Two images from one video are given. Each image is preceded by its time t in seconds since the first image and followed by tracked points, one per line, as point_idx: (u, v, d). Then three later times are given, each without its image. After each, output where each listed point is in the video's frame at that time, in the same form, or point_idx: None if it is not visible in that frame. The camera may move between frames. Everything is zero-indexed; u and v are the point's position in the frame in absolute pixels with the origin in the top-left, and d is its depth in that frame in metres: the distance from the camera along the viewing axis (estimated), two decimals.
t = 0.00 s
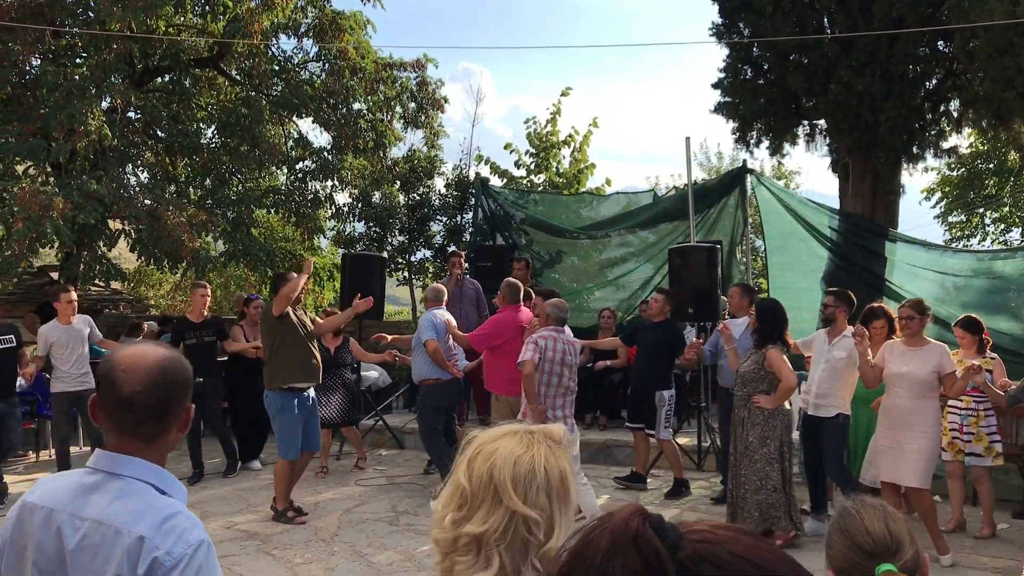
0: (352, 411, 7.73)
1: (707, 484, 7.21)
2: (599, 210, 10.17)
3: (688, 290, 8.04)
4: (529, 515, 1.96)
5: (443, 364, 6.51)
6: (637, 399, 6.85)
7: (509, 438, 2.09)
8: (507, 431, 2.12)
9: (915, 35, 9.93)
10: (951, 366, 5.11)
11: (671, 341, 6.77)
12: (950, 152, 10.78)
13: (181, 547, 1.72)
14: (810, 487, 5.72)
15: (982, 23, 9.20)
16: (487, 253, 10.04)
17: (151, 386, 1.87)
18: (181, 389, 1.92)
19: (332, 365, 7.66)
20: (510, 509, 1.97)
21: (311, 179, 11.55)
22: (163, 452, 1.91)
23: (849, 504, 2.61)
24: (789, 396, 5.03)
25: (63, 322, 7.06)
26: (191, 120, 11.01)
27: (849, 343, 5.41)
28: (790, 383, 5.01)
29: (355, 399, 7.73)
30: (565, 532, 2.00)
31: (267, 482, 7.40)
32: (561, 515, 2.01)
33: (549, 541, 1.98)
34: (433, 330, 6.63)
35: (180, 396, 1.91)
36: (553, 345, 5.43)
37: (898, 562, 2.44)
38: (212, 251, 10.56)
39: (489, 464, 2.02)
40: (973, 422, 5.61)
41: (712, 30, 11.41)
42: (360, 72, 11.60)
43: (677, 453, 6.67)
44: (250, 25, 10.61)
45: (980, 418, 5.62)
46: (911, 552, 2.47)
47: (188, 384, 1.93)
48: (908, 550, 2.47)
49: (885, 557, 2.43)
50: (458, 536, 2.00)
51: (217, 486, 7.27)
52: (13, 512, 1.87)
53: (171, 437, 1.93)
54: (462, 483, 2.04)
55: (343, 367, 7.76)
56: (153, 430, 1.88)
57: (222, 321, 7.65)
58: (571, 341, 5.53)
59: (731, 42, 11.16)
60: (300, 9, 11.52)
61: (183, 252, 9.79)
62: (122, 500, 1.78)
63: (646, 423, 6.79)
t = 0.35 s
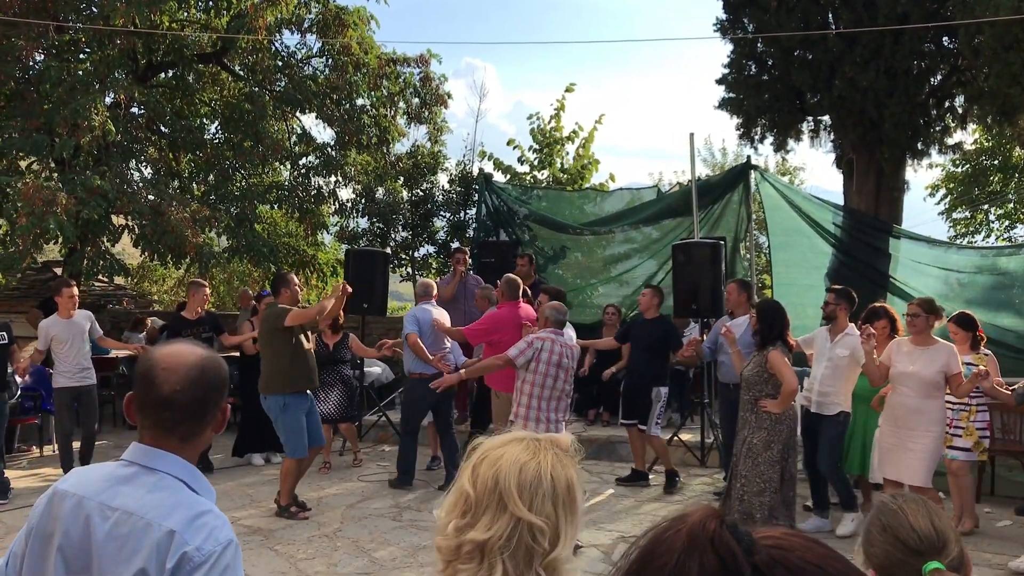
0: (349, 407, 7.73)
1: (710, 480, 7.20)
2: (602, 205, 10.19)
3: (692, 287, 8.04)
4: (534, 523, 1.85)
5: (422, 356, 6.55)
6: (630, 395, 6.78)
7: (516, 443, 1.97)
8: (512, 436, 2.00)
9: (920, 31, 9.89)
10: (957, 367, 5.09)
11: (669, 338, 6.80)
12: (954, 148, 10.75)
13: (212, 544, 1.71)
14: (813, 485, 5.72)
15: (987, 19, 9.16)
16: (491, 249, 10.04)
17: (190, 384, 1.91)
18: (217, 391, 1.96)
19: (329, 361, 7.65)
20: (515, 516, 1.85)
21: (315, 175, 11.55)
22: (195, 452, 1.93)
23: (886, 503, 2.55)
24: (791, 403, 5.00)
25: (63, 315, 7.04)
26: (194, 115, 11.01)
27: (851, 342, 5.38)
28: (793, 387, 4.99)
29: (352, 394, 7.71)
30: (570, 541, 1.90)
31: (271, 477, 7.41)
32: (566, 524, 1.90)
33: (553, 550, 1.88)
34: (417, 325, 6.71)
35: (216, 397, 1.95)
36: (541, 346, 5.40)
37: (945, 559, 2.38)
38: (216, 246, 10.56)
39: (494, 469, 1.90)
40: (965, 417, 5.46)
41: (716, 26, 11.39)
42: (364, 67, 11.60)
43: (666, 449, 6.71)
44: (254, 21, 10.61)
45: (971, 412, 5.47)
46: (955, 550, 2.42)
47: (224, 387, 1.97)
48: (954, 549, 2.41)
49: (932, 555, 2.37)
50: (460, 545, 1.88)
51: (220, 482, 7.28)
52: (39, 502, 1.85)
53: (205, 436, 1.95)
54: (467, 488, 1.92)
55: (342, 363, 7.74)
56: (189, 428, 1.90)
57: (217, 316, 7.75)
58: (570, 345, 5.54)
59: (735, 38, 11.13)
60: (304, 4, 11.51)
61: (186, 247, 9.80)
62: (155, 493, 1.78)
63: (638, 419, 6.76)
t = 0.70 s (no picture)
0: (359, 408, 7.73)
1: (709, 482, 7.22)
2: (602, 207, 10.20)
3: (692, 288, 8.06)
4: (517, 530, 1.76)
5: (385, 356, 6.77)
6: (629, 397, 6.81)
7: (499, 447, 1.88)
8: (495, 440, 1.91)
9: (919, 34, 9.90)
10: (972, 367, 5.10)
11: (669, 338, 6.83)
12: (954, 150, 10.77)
13: (180, 550, 1.67)
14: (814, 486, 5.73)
15: (986, 22, 9.17)
16: (491, 251, 10.06)
17: (153, 389, 1.84)
18: (181, 393, 1.88)
19: (341, 362, 7.70)
20: (498, 522, 1.76)
21: (315, 177, 11.57)
22: (165, 456, 1.87)
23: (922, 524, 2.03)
24: (791, 402, 5.00)
25: (69, 314, 7.05)
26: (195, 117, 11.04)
27: (857, 342, 5.47)
28: (792, 386, 5.00)
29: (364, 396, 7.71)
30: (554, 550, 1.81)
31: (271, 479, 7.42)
32: (550, 532, 1.81)
33: (536, 559, 1.79)
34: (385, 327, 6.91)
35: (181, 399, 1.88)
36: (539, 343, 5.43)
37: None
38: (216, 248, 10.57)
39: (476, 472, 1.81)
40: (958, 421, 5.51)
41: (716, 28, 11.40)
42: (364, 70, 11.63)
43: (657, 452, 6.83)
44: (255, 23, 10.64)
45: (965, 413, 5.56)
46: None
47: (188, 388, 1.90)
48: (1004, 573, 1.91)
49: None
50: (439, 551, 1.79)
51: (221, 483, 7.30)
52: (11, 516, 1.83)
53: (173, 440, 1.89)
54: (447, 492, 1.82)
55: (351, 364, 7.76)
56: (154, 434, 1.84)
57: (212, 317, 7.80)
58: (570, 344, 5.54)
59: (734, 40, 11.16)
60: (304, 6, 11.52)
61: (187, 249, 9.81)
62: (122, 503, 1.73)
63: (636, 421, 6.76)
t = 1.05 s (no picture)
0: (364, 416, 7.71)
1: (707, 487, 7.22)
2: (600, 213, 10.20)
3: (691, 294, 8.06)
4: (491, 544, 1.68)
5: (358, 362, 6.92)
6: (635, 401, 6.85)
7: (481, 460, 1.81)
8: (479, 453, 1.83)
9: (915, 39, 9.93)
10: (981, 373, 5.14)
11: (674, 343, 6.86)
12: (950, 156, 10.79)
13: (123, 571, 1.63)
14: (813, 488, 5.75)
15: (982, 28, 9.19)
16: (488, 257, 10.07)
17: (96, 407, 1.78)
18: (126, 410, 1.83)
19: (344, 369, 7.74)
20: (472, 537, 1.69)
21: (313, 184, 11.57)
22: (108, 476, 1.81)
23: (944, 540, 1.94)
24: (790, 401, 5.06)
25: (76, 321, 7.06)
26: (193, 124, 11.06)
27: (862, 349, 5.51)
28: (789, 384, 5.06)
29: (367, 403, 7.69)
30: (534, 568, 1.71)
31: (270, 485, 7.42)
32: (529, 548, 1.72)
33: None
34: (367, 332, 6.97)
35: (126, 417, 1.83)
36: (553, 346, 5.42)
37: None
38: (214, 254, 10.57)
39: (451, 484, 1.74)
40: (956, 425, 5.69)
41: (713, 34, 11.43)
42: (362, 76, 11.64)
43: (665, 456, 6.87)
44: (252, 30, 10.65)
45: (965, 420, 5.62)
46: None
47: (134, 405, 1.85)
48: None
49: None
50: (414, 566, 1.72)
51: (219, 490, 7.30)
52: None
53: (119, 459, 1.84)
54: (424, 507, 1.76)
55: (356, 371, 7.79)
56: (99, 453, 1.78)
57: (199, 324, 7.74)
58: (583, 345, 5.50)
59: (731, 46, 11.18)
60: (301, 13, 11.54)
61: (184, 256, 9.82)
62: (61, 523, 1.68)
63: (645, 426, 6.78)
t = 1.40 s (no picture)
0: (364, 421, 7.71)
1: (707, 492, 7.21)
2: (599, 217, 10.21)
3: (690, 298, 8.07)
4: (522, 547, 1.71)
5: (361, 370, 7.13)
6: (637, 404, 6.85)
7: (504, 465, 1.83)
8: (500, 459, 1.86)
9: (913, 43, 9.95)
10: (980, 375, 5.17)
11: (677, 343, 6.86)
12: (948, 159, 10.81)
13: None
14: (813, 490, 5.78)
15: (979, 31, 9.21)
16: (488, 262, 10.08)
17: (68, 415, 1.70)
18: (100, 418, 1.74)
19: (346, 371, 7.73)
20: (502, 541, 1.71)
21: (312, 190, 11.57)
22: (83, 488, 1.74)
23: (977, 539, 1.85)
24: (792, 402, 5.05)
25: (69, 329, 7.06)
26: (192, 130, 11.08)
27: (859, 350, 5.53)
28: (790, 386, 5.06)
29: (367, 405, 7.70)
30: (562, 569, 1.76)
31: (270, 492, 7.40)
32: (556, 550, 1.76)
33: None
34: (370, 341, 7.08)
35: (100, 425, 1.74)
36: (570, 352, 5.42)
37: None
38: (214, 261, 10.57)
39: (478, 489, 1.77)
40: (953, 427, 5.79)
41: (710, 39, 11.45)
42: (360, 82, 11.66)
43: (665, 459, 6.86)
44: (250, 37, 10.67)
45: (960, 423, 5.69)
46: None
47: (108, 413, 1.76)
48: None
49: None
50: (444, 571, 1.73)
51: (219, 497, 7.29)
52: None
53: (92, 471, 1.75)
54: (451, 511, 1.77)
55: (355, 376, 7.79)
56: (70, 464, 1.70)
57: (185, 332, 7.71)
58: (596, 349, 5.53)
59: (729, 50, 11.20)
60: (300, 20, 11.57)
61: (184, 262, 9.82)
62: (33, 539, 1.59)
63: (646, 430, 6.77)
